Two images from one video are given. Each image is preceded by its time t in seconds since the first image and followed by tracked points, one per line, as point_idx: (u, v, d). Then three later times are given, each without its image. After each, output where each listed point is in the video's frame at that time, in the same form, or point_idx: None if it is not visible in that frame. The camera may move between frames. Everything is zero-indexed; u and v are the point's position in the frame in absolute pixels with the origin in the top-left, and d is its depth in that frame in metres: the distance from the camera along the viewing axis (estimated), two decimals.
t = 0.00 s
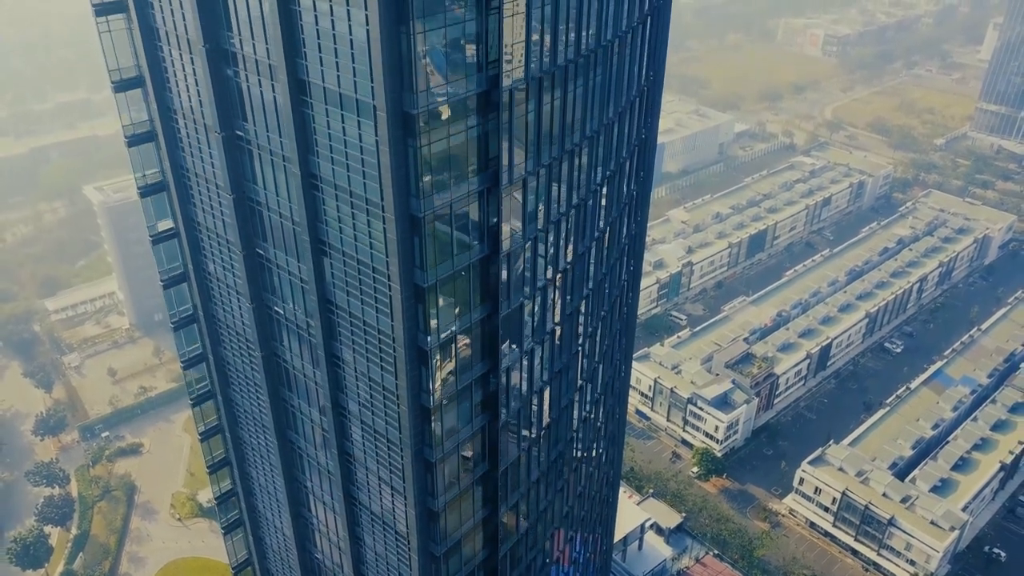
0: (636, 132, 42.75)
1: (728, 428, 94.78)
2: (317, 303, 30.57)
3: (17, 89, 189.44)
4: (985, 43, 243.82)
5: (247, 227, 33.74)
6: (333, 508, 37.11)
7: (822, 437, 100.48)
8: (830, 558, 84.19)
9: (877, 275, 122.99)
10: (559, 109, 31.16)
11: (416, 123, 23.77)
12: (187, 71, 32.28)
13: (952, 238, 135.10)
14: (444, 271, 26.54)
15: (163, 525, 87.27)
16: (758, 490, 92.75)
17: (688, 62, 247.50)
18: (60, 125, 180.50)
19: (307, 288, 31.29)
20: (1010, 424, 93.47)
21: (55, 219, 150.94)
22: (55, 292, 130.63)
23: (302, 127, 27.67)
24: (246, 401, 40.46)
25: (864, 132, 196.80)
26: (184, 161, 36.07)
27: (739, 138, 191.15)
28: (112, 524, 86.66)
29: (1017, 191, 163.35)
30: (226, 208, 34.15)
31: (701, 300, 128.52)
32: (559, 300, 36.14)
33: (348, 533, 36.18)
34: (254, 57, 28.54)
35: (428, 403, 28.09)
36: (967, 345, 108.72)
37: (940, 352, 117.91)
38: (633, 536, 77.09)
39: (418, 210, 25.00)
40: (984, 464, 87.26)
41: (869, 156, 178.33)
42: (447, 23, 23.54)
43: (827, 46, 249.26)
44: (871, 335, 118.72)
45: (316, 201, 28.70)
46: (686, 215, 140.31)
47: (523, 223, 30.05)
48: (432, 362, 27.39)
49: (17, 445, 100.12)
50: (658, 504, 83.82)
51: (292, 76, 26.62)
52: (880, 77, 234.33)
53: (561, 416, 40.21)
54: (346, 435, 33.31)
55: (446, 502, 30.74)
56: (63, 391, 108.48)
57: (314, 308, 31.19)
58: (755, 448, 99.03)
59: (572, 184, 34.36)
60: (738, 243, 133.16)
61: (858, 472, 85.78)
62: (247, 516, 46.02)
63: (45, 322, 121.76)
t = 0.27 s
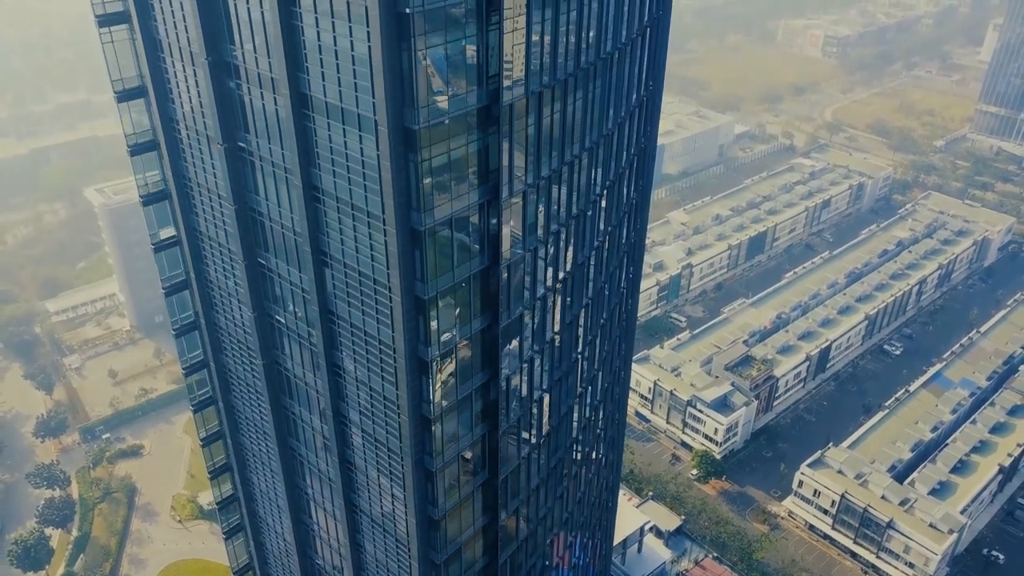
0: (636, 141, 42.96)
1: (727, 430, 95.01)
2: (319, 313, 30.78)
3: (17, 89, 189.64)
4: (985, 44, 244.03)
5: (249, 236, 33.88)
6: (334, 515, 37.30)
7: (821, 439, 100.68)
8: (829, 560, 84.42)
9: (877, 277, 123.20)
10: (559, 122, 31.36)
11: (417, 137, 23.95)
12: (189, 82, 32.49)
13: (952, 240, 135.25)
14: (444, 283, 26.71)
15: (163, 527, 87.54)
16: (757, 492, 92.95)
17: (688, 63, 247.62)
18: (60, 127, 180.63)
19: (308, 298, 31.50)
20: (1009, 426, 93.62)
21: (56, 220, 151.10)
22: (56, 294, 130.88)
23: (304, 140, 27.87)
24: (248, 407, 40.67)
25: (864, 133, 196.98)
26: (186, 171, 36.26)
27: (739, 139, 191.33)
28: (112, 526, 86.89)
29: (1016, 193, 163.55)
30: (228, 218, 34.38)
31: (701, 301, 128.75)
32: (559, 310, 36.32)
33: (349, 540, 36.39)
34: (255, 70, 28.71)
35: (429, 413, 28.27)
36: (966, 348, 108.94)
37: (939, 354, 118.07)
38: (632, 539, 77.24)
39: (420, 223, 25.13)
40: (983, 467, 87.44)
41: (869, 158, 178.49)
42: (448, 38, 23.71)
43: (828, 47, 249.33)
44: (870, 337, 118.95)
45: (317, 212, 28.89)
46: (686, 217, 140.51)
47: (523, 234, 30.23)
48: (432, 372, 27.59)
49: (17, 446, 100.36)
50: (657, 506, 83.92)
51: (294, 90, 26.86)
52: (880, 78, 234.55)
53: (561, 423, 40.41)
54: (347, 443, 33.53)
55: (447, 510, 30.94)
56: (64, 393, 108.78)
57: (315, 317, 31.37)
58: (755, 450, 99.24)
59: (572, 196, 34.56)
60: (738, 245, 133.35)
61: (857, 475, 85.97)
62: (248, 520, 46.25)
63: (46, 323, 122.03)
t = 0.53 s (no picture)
0: (635, 152, 43.17)
1: (727, 433, 95.16)
2: (321, 325, 30.95)
3: (18, 92, 190.14)
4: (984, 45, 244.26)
5: (252, 247, 34.01)
6: (336, 523, 37.46)
7: (821, 442, 100.78)
8: (829, 563, 84.57)
9: (877, 280, 123.34)
10: (559, 136, 31.55)
11: (419, 153, 24.09)
12: (192, 95, 32.64)
13: (952, 242, 135.42)
14: (446, 295, 26.85)
15: (165, 531, 87.70)
16: (758, 495, 93.09)
17: (688, 65, 247.90)
18: (61, 129, 181.03)
19: (311, 309, 31.60)
20: (1009, 429, 93.76)
21: (57, 224, 151.43)
22: (57, 297, 131.08)
23: (306, 154, 28.01)
24: (250, 416, 40.82)
25: (864, 135, 197.16)
26: (188, 183, 36.42)
27: (739, 141, 191.53)
28: (114, 530, 87.08)
29: (1016, 194, 163.70)
30: (231, 230, 34.58)
31: (701, 304, 128.96)
32: (559, 320, 36.47)
33: (351, 547, 36.58)
34: (258, 85, 28.87)
35: (431, 424, 28.40)
36: (966, 350, 109.05)
37: (939, 356, 118.19)
38: (633, 542, 76.66)
39: (421, 237, 25.28)
40: (983, 469, 87.58)
41: (868, 159, 178.64)
42: (449, 55, 23.87)
43: (827, 48, 249.54)
44: (870, 339, 119.08)
45: (320, 225, 29.01)
46: (686, 219, 140.67)
47: (524, 247, 30.39)
48: (434, 384, 27.73)
49: (19, 450, 100.56)
50: (657, 509, 84.17)
51: (296, 105, 27.01)
52: (880, 80, 234.67)
53: (562, 432, 40.61)
54: (349, 453, 33.71)
55: (449, 520, 31.13)
56: (65, 396, 108.98)
57: (318, 329, 31.49)
58: (755, 453, 99.37)
59: (572, 209, 34.76)
60: (738, 247, 133.55)
61: (857, 478, 86.07)
62: (251, 527, 46.46)
63: (48, 327, 122.25)
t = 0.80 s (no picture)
0: (633, 162, 43.24)
1: (726, 436, 95.35)
2: (321, 338, 30.07)
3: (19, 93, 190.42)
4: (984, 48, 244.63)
5: (252, 260, 32.66)
6: (336, 532, 37.05)
7: (820, 445, 100.97)
8: (827, 566, 84.82)
9: (875, 283, 123.58)
10: (557, 150, 31.70)
11: (418, 170, 23.80)
12: (192, 104, 31.61)
13: (950, 245, 135.68)
14: (445, 309, 26.75)
15: (164, 533, 87.84)
16: (756, 498, 93.31)
17: (688, 66, 248.23)
18: (62, 130, 181.23)
19: (311, 322, 30.60)
20: (1006, 432, 94.04)
21: (57, 225, 151.63)
22: (58, 298, 131.26)
23: (307, 167, 26.97)
24: (251, 425, 40.20)
25: (863, 137, 197.46)
26: (189, 192, 35.56)
27: (738, 143, 191.80)
28: (114, 533, 87.21)
29: (1014, 197, 163.99)
30: (230, 241, 33.43)
31: (700, 306, 129.18)
32: (557, 331, 36.61)
33: (351, 556, 36.33)
34: (258, 96, 27.65)
35: (430, 436, 28.30)
36: (964, 353, 109.27)
37: (937, 360, 118.39)
38: (632, 546, 76.53)
39: (421, 252, 25.04)
40: (981, 473, 87.79)
41: (867, 162, 178.94)
42: (449, 72, 23.76)
43: (827, 50, 249.86)
44: (869, 342, 119.30)
45: (320, 239, 28.04)
46: (685, 221, 140.94)
47: (521, 258, 30.43)
48: (433, 397, 27.61)
49: (19, 452, 100.72)
50: (655, 513, 84.46)
51: (296, 118, 25.99)
52: (879, 82, 235.02)
53: (560, 441, 40.78)
54: (349, 465, 33.06)
55: (448, 529, 31.15)
56: (65, 398, 109.14)
57: (319, 343, 30.60)
58: (754, 456, 99.54)
59: (570, 221, 34.92)
60: (737, 249, 133.81)
61: (855, 481, 86.24)
62: (252, 530, 46.35)
63: (48, 329, 122.42)
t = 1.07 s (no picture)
0: (632, 174, 43.43)
1: (725, 440, 95.54)
2: (321, 350, 30.26)
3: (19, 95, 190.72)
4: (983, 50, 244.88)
5: (253, 272, 32.81)
6: (336, 541, 37.20)
7: (819, 449, 101.15)
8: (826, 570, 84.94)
9: (875, 286, 123.75)
10: (556, 164, 31.94)
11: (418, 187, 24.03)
12: (194, 117, 31.74)
13: (949, 249, 135.88)
14: (444, 322, 26.93)
15: (165, 537, 88.02)
16: (755, 502, 93.47)
17: (687, 69, 248.47)
18: (62, 133, 181.44)
19: (312, 334, 30.78)
20: (1005, 436, 94.28)
21: (57, 228, 151.85)
22: (58, 301, 131.42)
23: (308, 182, 27.16)
24: (251, 433, 40.38)
25: (862, 140, 197.65)
26: (191, 203, 35.66)
27: (737, 146, 192.04)
28: (114, 536, 87.38)
29: (1014, 200, 164.19)
30: (232, 253, 33.53)
31: (700, 309, 129.38)
32: (556, 343, 36.82)
33: (351, 565, 36.45)
34: (260, 112, 27.82)
35: (430, 447, 28.45)
36: (963, 357, 109.47)
37: (936, 363, 118.53)
38: (631, 550, 77.17)
39: (421, 267, 25.23)
40: (980, 477, 87.98)
41: (867, 165, 179.18)
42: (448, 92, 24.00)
43: (826, 52, 250.12)
44: (868, 346, 119.51)
45: (321, 252, 28.20)
46: (684, 224, 141.13)
47: (520, 272, 30.63)
48: (432, 409, 27.76)
49: (20, 456, 100.89)
50: (655, 517, 84.70)
51: (298, 135, 26.21)
52: (879, 84, 235.23)
53: (559, 450, 40.98)
54: (349, 474, 33.22)
55: (447, 539, 31.35)
56: (65, 401, 109.29)
57: (319, 355, 30.79)
58: (753, 460, 99.72)
59: (569, 234, 35.18)
60: (736, 253, 134.04)
61: (855, 485, 86.42)
62: (252, 536, 46.47)
63: (48, 332, 122.57)
